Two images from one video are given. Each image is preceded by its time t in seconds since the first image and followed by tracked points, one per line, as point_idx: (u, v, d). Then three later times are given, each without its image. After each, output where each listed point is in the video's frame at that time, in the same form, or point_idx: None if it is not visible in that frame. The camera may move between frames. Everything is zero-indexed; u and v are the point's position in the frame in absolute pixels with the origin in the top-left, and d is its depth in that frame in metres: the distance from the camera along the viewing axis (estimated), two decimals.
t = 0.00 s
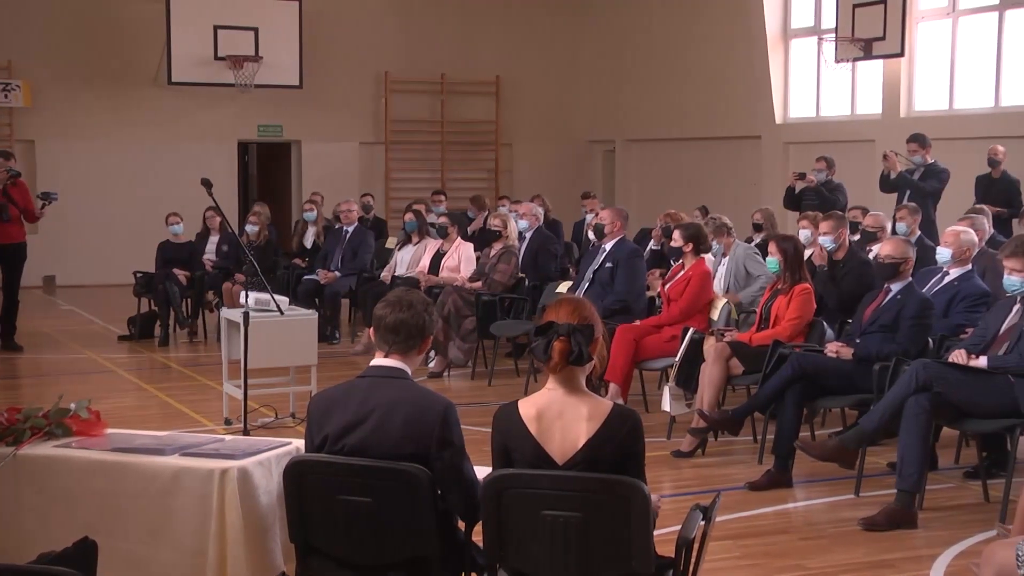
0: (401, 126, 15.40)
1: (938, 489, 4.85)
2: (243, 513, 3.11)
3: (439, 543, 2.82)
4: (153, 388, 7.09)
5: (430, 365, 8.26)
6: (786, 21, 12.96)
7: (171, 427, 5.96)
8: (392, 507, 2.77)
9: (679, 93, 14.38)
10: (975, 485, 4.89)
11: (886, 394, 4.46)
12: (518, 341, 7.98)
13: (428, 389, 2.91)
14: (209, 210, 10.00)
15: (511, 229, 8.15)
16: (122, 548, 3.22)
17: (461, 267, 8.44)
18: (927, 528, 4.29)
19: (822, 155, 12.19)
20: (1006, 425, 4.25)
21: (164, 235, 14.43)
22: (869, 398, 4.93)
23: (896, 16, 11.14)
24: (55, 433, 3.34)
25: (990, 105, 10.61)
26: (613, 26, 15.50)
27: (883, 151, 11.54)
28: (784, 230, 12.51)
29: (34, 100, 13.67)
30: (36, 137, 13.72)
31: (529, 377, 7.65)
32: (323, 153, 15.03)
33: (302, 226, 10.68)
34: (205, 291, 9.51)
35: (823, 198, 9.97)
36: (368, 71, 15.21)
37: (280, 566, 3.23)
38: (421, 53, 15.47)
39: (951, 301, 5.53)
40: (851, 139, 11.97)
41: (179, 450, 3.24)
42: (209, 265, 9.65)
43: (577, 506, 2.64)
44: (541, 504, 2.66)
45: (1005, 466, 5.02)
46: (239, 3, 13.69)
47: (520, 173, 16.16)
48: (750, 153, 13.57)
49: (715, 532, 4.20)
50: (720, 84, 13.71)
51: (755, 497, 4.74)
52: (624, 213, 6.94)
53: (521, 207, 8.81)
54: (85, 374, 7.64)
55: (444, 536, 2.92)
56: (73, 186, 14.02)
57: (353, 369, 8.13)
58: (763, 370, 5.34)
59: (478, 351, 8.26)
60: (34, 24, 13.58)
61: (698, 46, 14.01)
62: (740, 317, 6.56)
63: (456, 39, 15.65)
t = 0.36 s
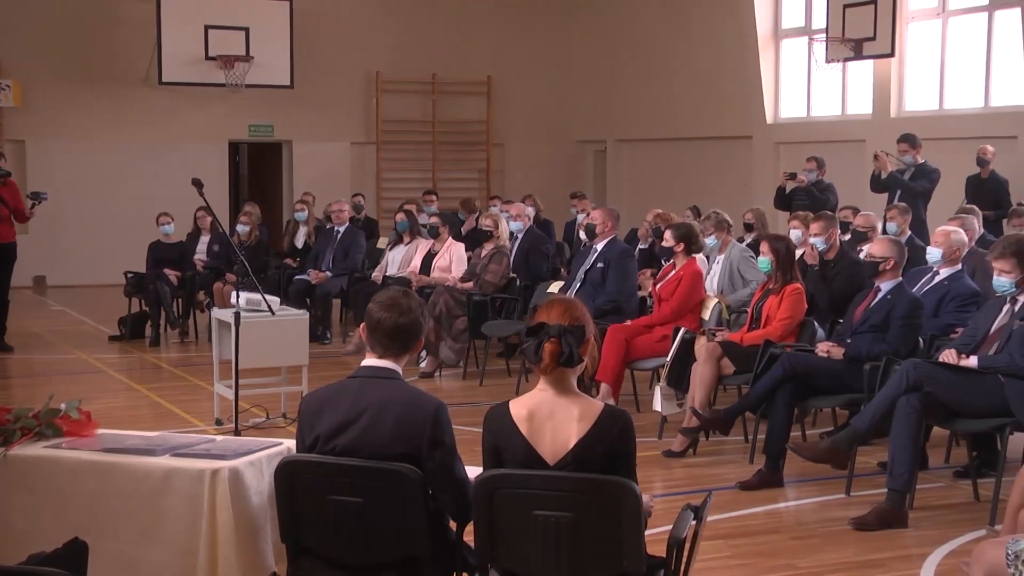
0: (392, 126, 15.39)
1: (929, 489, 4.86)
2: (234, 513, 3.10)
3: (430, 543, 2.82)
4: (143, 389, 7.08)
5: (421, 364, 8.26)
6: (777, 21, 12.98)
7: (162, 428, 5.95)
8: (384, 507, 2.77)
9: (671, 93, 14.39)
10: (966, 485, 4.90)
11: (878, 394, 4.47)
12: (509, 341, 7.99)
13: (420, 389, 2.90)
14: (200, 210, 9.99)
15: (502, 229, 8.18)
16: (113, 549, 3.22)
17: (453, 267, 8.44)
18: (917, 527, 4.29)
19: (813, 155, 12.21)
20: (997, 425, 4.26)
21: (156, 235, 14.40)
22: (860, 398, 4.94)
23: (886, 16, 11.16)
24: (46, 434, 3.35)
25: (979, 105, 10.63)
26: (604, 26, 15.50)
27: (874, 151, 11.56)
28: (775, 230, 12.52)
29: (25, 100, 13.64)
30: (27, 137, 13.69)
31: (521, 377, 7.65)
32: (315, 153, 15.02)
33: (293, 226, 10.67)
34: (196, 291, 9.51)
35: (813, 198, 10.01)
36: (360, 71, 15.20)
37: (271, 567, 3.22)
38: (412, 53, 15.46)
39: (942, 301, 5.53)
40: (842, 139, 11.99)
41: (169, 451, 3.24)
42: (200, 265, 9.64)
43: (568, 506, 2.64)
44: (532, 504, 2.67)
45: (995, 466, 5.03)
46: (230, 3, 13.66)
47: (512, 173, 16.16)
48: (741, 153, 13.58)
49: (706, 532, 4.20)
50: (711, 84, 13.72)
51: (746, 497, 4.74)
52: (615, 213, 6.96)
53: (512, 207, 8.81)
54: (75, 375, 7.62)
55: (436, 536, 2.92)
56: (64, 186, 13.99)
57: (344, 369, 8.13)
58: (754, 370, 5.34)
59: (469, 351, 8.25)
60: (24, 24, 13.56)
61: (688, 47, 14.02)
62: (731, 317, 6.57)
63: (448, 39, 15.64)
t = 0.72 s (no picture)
0: (384, 126, 15.38)
1: (919, 488, 4.87)
2: (225, 513, 3.10)
3: (421, 543, 2.81)
4: (133, 389, 7.07)
5: (412, 364, 8.25)
6: (768, 21, 13.00)
7: (152, 428, 5.95)
8: (374, 507, 2.77)
9: (661, 93, 14.39)
10: (956, 484, 4.92)
11: (868, 395, 4.48)
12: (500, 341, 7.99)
13: (410, 389, 2.90)
14: (190, 210, 9.97)
15: (493, 229, 8.17)
16: (103, 550, 3.21)
17: (444, 267, 8.44)
18: (907, 527, 4.30)
19: (803, 155, 12.23)
20: (987, 425, 4.28)
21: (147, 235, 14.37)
22: (850, 398, 4.95)
23: (876, 16, 11.17)
24: (35, 434, 3.35)
25: (969, 106, 10.65)
26: (595, 27, 15.50)
27: (864, 151, 11.58)
28: (766, 230, 12.54)
29: (15, 99, 13.61)
30: (18, 136, 13.67)
31: (512, 377, 7.65)
32: (306, 153, 15.01)
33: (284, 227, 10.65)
34: (187, 291, 9.49)
35: (804, 198, 10.02)
36: (351, 71, 15.19)
37: (262, 567, 3.22)
38: (403, 52, 15.45)
39: (932, 301, 5.54)
40: (832, 138, 12.01)
41: (159, 451, 3.23)
42: (191, 265, 9.63)
43: (559, 507, 2.65)
44: (523, 504, 2.67)
45: (985, 465, 5.04)
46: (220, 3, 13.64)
47: (504, 173, 16.15)
48: (732, 153, 13.60)
49: (696, 531, 4.21)
50: (702, 84, 13.73)
51: (738, 496, 4.75)
52: (605, 213, 6.97)
53: (504, 208, 8.80)
54: (64, 375, 7.60)
55: (427, 536, 2.92)
56: (55, 186, 13.97)
57: (334, 369, 8.12)
58: (745, 370, 5.35)
59: (460, 352, 8.25)
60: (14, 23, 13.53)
61: (679, 47, 14.03)
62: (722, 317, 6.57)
63: (439, 39, 15.63)
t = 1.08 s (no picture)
0: (372, 126, 15.36)
1: (907, 487, 4.88)
2: (213, 514, 3.09)
3: (409, 544, 2.81)
4: (121, 390, 7.05)
5: (401, 364, 8.25)
6: (756, 21, 13.02)
7: (139, 429, 5.95)
8: (363, 508, 2.77)
9: (650, 94, 14.40)
10: (943, 483, 4.93)
11: (857, 395, 4.48)
12: (488, 341, 8.00)
13: (398, 390, 2.90)
14: (179, 210, 9.96)
15: (481, 229, 8.18)
16: (90, 551, 3.21)
17: (433, 267, 8.44)
18: (894, 526, 4.31)
19: (792, 155, 12.25)
20: (974, 424, 4.29)
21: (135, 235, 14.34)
22: (838, 397, 4.96)
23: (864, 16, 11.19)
24: (22, 435, 3.34)
25: (956, 106, 10.69)
26: (584, 27, 15.51)
27: (852, 151, 11.60)
28: (754, 230, 12.57)
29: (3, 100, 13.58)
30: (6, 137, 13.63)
31: (501, 377, 7.65)
32: (296, 153, 15.00)
33: (273, 227, 10.64)
34: (175, 291, 9.48)
35: (792, 198, 10.04)
36: (339, 71, 15.17)
37: (250, 568, 3.21)
38: (392, 52, 15.43)
39: (919, 301, 5.55)
40: (820, 139, 12.04)
41: (147, 452, 3.22)
42: (179, 266, 9.61)
43: (547, 506, 2.65)
44: (512, 504, 2.67)
45: (973, 464, 5.06)
46: (208, 3, 13.61)
47: (493, 173, 16.15)
48: (720, 153, 13.62)
49: (685, 531, 4.21)
50: (690, 84, 13.75)
51: (726, 496, 4.75)
52: (593, 212, 6.97)
53: (493, 208, 8.79)
54: (52, 376, 7.58)
55: (415, 537, 2.92)
56: (44, 186, 13.93)
57: (322, 369, 8.11)
58: (733, 370, 5.36)
59: (449, 352, 8.25)
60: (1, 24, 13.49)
61: (667, 48, 14.04)
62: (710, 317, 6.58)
63: (428, 39, 15.63)
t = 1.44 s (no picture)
0: (361, 126, 15.34)
1: (895, 487, 4.89)
2: (201, 515, 3.09)
3: (398, 544, 2.81)
4: (109, 390, 7.03)
5: (389, 364, 8.24)
6: (744, 22, 13.04)
7: (127, 429, 5.94)
8: (351, 508, 2.77)
9: (638, 94, 14.41)
10: (931, 482, 4.94)
11: (844, 394, 4.49)
12: (477, 341, 8.00)
13: (387, 390, 2.90)
14: (167, 210, 9.93)
15: (470, 229, 8.18)
16: (78, 552, 3.20)
17: (421, 267, 8.44)
18: (882, 525, 4.33)
19: (781, 155, 12.28)
20: (961, 423, 4.31)
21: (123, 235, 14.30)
22: (826, 397, 4.97)
23: (852, 17, 11.21)
24: (9, 436, 3.33)
25: (944, 106, 10.72)
26: (572, 27, 15.52)
27: (840, 152, 11.63)
28: (742, 230, 12.58)
29: None
30: None
31: (489, 377, 7.65)
32: (286, 153, 14.98)
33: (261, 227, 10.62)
34: (163, 291, 9.46)
35: (780, 198, 10.05)
36: (327, 71, 15.14)
37: (238, 569, 3.21)
38: (381, 52, 15.41)
39: (907, 300, 5.56)
40: (808, 139, 12.07)
41: (135, 453, 3.21)
42: (167, 266, 9.59)
43: (535, 507, 2.65)
44: (501, 504, 2.67)
45: (961, 463, 5.07)
46: (195, 3, 13.58)
47: (482, 172, 16.15)
48: (708, 153, 13.64)
49: (673, 531, 4.21)
50: (678, 85, 13.78)
51: (715, 496, 4.76)
52: (582, 212, 6.98)
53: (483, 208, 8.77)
54: (40, 376, 7.56)
55: (404, 537, 2.91)
56: (32, 186, 13.90)
57: (311, 370, 8.10)
58: (722, 369, 5.36)
59: (437, 352, 8.24)
60: None
61: (655, 48, 14.05)
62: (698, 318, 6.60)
63: (417, 39, 15.60)
